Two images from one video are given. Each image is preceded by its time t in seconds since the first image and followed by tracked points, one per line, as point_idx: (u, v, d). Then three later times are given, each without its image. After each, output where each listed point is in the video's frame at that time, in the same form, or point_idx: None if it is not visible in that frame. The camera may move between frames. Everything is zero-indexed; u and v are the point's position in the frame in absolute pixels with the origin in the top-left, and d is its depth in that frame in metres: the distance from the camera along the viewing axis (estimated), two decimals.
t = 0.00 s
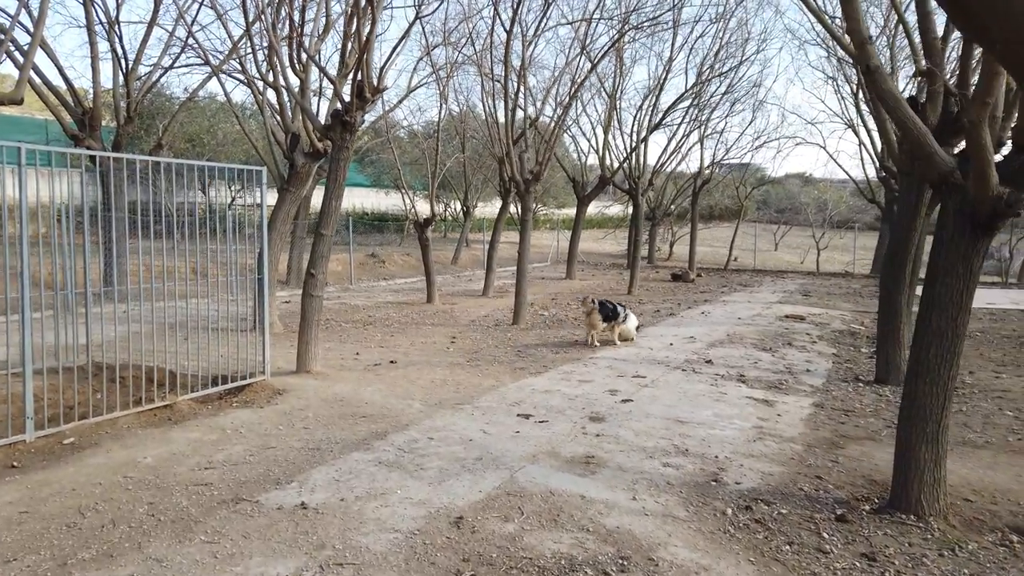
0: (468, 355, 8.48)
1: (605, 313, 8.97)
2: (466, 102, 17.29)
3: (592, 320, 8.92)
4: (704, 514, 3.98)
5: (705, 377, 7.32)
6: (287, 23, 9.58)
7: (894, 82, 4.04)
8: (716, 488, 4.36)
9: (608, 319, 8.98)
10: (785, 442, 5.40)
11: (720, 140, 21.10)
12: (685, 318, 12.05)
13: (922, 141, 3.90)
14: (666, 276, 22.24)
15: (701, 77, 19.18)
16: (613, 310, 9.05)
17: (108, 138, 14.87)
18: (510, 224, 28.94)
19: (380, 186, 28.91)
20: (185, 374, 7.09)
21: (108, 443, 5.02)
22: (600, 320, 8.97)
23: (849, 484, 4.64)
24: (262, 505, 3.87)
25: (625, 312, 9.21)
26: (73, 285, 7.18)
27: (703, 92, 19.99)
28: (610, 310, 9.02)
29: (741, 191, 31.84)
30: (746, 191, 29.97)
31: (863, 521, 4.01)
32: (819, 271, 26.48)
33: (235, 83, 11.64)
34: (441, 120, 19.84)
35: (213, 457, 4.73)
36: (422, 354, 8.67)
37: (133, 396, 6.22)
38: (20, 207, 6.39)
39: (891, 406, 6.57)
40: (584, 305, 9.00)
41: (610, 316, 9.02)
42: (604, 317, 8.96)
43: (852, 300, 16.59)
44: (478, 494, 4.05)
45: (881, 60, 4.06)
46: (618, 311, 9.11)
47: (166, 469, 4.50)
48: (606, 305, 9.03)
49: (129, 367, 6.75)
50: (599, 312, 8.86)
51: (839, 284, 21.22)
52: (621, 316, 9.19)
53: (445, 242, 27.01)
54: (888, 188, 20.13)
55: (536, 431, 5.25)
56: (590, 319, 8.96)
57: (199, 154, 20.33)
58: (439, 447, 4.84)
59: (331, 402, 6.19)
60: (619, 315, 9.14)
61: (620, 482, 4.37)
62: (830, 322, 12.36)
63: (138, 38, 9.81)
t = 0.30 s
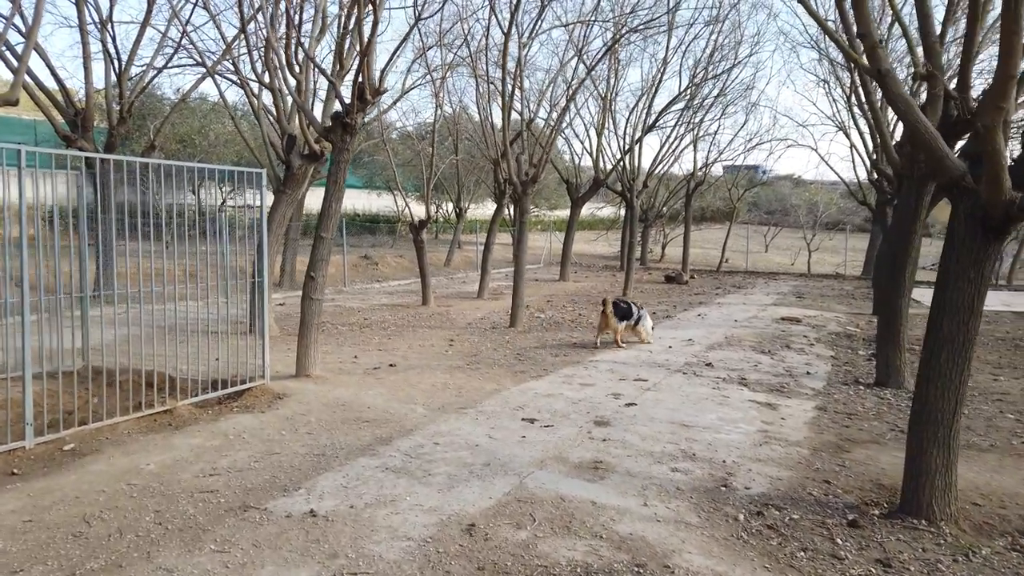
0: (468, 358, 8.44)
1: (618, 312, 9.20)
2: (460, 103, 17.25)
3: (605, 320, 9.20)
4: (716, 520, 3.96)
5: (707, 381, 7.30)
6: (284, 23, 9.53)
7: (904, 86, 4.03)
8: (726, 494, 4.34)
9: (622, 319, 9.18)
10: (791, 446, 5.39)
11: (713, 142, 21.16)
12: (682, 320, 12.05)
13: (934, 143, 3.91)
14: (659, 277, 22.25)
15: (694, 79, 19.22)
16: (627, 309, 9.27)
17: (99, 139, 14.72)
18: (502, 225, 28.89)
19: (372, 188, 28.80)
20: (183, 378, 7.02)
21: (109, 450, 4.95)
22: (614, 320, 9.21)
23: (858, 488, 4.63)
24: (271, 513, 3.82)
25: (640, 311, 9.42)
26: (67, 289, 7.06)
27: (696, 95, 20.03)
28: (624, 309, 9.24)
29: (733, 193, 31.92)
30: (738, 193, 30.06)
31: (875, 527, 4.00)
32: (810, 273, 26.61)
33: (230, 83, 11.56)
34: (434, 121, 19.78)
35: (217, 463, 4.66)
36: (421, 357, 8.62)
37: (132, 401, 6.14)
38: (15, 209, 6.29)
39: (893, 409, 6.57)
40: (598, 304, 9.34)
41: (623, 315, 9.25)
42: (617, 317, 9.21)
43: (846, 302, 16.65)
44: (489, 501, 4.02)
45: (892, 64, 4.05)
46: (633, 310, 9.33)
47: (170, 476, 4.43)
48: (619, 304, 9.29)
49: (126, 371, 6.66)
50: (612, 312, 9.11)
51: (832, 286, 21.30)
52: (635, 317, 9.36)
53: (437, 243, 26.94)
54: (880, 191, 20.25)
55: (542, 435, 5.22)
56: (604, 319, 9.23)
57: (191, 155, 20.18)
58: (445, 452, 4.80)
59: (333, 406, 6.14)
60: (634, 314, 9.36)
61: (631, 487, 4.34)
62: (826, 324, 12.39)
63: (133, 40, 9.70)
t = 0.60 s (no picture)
0: (462, 361, 8.41)
1: (620, 313, 9.29)
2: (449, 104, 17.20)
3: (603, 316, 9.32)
4: (722, 524, 3.97)
5: (703, 383, 7.33)
6: (277, 23, 9.47)
7: (907, 93, 4.07)
8: (730, 497, 4.35)
9: (622, 321, 9.30)
10: (790, 449, 5.41)
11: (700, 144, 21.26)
12: (673, 322, 12.08)
13: (936, 149, 3.96)
14: (646, 278, 22.32)
15: (682, 81, 19.31)
16: (630, 309, 9.36)
17: (84, 138, 14.55)
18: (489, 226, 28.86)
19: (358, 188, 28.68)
20: (176, 382, 6.95)
21: (105, 457, 4.88)
22: (614, 322, 9.33)
23: (859, 491, 4.66)
24: (276, 521, 3.78)
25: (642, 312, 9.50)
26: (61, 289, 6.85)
27: (683, 96, 20.12)
28: (626, 310, 9.34)
29: (718, 194, 32.11)
30: (724, 194, 30.23)
31: (879, 530, 4.03)
32: (796, 274, 26.80)
33: (219, 83, 11.48)
34: (422, 122, 19.72)
35: (216, 470, 4.61)
36: (415, 360, 8.58)
37: (125, 407, 6.06)
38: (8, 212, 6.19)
39: (888, 411, 6.62)
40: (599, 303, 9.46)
41: (625, 316, 9.36)
42: (618, 319, 9.31)
43: (832, 303, 16.80)
44: (495, 507, 4.00)
45: (896, 71, 4.08)
46: (635, 311, 9.42)
47: (169, 483, 4.38)
48: (621, 305, 9.37)
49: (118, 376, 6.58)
50: (612, 313, 9.22)
51: (817, 287, 21.46)
52: (632, 320, 9.39)
53: (424, 245, 26.87)
54: (865, 193, 20.47)
55: (542, 439, 5.21)
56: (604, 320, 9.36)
57: (175, 155, 19.98)
58: (447, 457, 4.79)
59: (330, 410, 6.09)
60: (636, 314, 9.44)
61: (635, 492, 4.34)
62: (815, 325, 12.48)
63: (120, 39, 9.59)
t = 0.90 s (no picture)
0: (445, 363, 8.37)
1: (603, 314, 9.29)
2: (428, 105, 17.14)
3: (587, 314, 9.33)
4: (716, 526, 3.98)
5: (688, 384, 7.35)
6: (258, 22, 9.39)
7: (896, 95, 4.11)
8: (722, 499, 4.36)
9: (605, 322, 9.29)
10: (778, 449, 5.44)
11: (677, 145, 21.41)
12: (654, 322, 12.13)
13: (925, 152, 3.99)
14: (625, 279, 22.42)
15: (660, 82, 19.42)
16: (612, 310, 9.37)
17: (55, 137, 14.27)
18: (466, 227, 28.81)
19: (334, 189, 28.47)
20: (157, 387, 6.83)
21: (87, 464, 4.77)
22: (597, 322, 9.32)
23: (848, 491, 4.70)
24: (267, 528, 3.72)
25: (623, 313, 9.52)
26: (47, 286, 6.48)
27: (661, 98, 20.24)
28: (609, 311, 9.34)
29: (694, 195, 32.36)
30: (700, 195, 30.47)
31: (870, 530, 4.06)
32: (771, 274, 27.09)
33: (195, 82, 11.33)
34: (400, 122, 19.62)
35: (203, 476, 4.53)
36: (399, 362, 8.53)
37: (104, 412, 5.94)
38: None
39: (870, 410, 6.69)
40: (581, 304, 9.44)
41: (607, 316, 9.36)
42: (601, 319, 9.30)
43: (809, 303, 16.99)
44: (489, 511, 3.97)
45: (884, 74, 4.12)
46: (616, 311, 9.43)
47: (155, 490, 4.29)
48: (604, 305, 9.36)
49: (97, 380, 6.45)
50: (596, 314, 9.21)
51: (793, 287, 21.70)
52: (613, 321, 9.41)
53: (402, 245, 26.75)
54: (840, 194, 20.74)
55: (532, 442, 5.19)
56: (587, 320, 9.34)
57: (148, 155, 19.70)
58: (438, 462, 4.75)
59: (315, 414, 6.02)
60: (617, 315, 9.45)
61: (628, 494, 4.34)
62: (793, 325, 12.60)
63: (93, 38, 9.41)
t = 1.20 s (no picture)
0: (431, 364, 8.26)
1: (589, 314, 9.20)
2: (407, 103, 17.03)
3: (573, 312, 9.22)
4: (715, 528, 3.92)
5: (677, 383, 7.32)
6: (236, 17, 9.22)
7: (893, 93, 4.09)
8: (719, 500, 4.31)
9: (591, 321, 9.21)
10: (771, 448, 5.41)
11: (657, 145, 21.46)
12: (638, 321, 12.11)
13: (922, 149, 3.97)
14: (606, 278, 22.43)
15: (640, 82, 19.44)
16: (598, 309, 9.28)
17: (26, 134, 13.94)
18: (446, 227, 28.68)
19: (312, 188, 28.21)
20: (137, 390, 6.65)
21: (65, 471, 4.61)
22: (582, 322, 9.23)
23: (843, 490, 4.67)
24: (258, 536, 3.61)
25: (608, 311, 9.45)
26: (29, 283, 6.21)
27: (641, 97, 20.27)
28: (594, 310, 9.25)
29: (673, 194, 32.49)
30: (679, 194, 30.59)
31: (869, 530, 4.02)
32: (750, 273, 27.26)
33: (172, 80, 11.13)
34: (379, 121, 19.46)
35: (187, 482, 4.39)
36: (384, 363, 8.41)
37: (82, 416, 5.77)
38: None
39: (859, 408, 6.69)
40: (566, 304, 9.34)
41: (593, 316, 9.27)
42: (586, 319, 9.22)
43: (790, 301, 17.08)
44: (485, 515, 3.88)
45: (880, 71, 4.10)
46: (602, 310, 9.35)
47: (138, 497, 4.15)
48: (589, 305, 9.27)
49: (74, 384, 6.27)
50: (581, 314, 9.13)
51: (773, 285, 21.83)
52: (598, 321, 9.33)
53: (381, 245, 26.56)
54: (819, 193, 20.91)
55: (524, 443, 5.11)
56: (572, 320, 9.25)
57: (122, 153, 19.36)
58: (430, 464, 4.65)
59: (301, 417, 5.90)
60: (603, 314, 9.37)
61: (625, 496, 4.27)
62: (776, 323, 12.63)
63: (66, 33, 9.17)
